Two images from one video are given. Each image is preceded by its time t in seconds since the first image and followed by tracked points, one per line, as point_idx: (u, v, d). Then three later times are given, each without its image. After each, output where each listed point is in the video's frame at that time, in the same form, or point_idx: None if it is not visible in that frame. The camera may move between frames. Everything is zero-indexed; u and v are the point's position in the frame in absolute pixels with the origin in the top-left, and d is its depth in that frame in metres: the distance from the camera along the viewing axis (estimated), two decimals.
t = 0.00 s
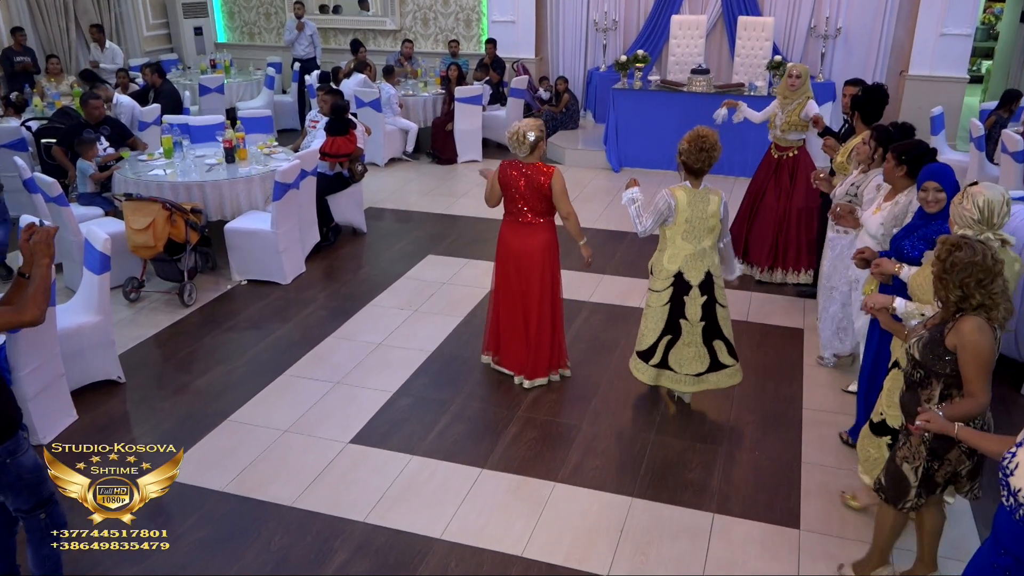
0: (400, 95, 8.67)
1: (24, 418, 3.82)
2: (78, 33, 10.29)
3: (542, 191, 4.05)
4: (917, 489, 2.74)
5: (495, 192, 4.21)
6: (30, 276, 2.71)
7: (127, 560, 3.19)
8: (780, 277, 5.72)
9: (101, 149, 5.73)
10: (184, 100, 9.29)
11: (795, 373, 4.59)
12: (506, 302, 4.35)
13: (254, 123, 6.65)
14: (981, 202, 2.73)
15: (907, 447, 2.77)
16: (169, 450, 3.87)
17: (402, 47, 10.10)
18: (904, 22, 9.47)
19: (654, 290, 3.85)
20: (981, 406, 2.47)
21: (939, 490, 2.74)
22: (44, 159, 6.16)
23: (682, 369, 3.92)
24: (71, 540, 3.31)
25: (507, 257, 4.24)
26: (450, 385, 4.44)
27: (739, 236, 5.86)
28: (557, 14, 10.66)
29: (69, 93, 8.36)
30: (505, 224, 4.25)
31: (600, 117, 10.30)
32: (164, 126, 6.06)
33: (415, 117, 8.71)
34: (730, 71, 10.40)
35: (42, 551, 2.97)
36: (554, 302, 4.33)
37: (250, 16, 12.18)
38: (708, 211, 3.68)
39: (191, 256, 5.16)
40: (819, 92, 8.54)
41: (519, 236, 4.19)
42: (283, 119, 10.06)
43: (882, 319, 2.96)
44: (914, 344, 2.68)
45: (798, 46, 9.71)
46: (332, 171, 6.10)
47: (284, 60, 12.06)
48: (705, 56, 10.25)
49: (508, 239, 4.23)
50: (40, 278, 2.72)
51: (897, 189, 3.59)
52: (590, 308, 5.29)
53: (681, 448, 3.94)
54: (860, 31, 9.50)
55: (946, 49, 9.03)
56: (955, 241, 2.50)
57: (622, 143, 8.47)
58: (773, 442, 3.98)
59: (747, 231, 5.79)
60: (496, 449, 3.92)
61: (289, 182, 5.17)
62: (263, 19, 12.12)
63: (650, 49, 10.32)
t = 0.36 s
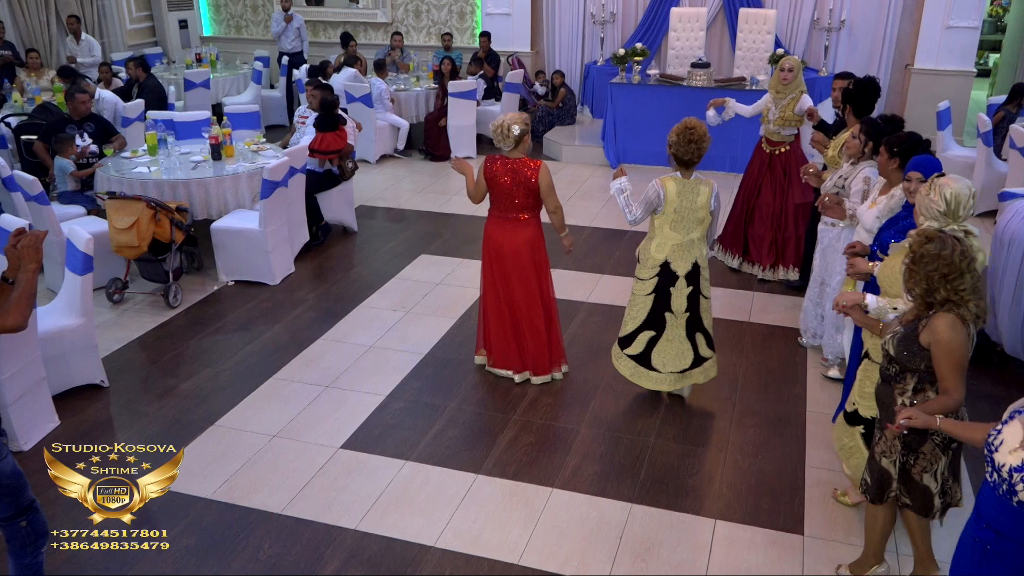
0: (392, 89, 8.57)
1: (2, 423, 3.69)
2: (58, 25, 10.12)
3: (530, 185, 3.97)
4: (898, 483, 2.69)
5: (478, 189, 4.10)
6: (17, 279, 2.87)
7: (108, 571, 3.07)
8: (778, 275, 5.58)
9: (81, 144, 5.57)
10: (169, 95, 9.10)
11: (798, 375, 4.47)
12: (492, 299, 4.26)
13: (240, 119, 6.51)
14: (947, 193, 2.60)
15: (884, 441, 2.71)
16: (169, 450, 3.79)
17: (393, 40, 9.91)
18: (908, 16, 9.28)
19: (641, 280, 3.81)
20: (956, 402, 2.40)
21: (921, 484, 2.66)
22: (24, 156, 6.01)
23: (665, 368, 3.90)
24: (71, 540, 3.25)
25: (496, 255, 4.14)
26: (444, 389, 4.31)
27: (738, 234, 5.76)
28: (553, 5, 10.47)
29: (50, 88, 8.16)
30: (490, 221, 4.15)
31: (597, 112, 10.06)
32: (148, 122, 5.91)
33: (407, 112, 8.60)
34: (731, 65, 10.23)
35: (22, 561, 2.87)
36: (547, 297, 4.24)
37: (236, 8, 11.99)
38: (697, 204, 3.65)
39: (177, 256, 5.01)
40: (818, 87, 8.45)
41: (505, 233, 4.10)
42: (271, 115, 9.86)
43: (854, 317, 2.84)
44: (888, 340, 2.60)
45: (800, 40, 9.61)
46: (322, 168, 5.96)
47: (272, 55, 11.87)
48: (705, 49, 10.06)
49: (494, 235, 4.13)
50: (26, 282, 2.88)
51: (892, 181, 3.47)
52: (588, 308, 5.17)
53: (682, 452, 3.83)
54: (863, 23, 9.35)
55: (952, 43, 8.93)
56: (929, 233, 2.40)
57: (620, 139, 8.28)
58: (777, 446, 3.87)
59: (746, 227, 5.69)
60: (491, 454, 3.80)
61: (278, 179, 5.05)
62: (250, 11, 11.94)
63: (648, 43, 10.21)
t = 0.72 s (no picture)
0: (383, 83, 8.41)
1: None
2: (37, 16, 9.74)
3: (515, 183, 3.87)
4: (898, 478, 2.64)
5: (463, 185, 4.01)
6: None
7: None
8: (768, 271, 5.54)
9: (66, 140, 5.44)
10: (153, 90, 8.86)
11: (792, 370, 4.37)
12: (473, 297, 4.16)
13: (226, 115, 6.38)
14: (926, 182, 2.72)
15: (880, 435, 2.67)
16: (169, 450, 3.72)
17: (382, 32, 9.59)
18: (915, 6, 8.68)
19: (641, 273, 3.71)
20: (942, 389, 2.43)
21: (918, 475, 2.64)
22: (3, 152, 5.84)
23: (667, 353, 3.80)
24: (71, 540, 3.18)
25: (480, 254, 4.05)
26: (437, 392, 4.18)
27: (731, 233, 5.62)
28: None
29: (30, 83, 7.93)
30: (474, 217, 4.06)
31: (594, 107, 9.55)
32: (132, 117, 5.76)
33: (399, 107, 8.48)
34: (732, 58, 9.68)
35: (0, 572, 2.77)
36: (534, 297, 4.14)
37: None
38: (695, 190, 3.55)
39: (161, 256, 4.86)
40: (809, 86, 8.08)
41: (487, 229, 4.01)
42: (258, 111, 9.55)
43: (841, 308, 2.85)
44: (874, 331, 2.63)
45: (802, 32, 9.03)
46: (311, 165, 5.84)
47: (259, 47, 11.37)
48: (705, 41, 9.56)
49: (476, 231, 4.05)
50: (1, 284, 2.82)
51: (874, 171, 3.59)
52: (585, 308, 5.05)
53: (682, 457, 3.71)
54: (868, 14, 8.81)
55: (959, 35, 8.26)
56: (909, 223, 2.44)
57: (617, 135, 7.98)
58: (780, 449, 3.76)
59: (737, 225, 5.55)
60: (486, 460, 3.68)
61: (264, 177, 4.92)
62: (237, 3, 11.46)
63: (646, 37, 9.71)
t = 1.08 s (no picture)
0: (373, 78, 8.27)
1: None
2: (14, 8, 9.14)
3: (499, 182, 3.77)
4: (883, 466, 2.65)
5: (450, 181, 3.91)
6: None
7: None
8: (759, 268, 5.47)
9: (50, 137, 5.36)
10: (137, 85, 8.65)
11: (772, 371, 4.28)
12: (459, 298, 4.06)
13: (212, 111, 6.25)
14: (926, 174, 2.65)
15: (871, 424, 2.64)
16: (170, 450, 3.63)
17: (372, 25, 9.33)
18: None
19: (637, 268, 3.62)
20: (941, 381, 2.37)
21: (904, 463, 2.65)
22: None
23: (670, 349, 3.70)
24: (71, 540, 3.12)
25: (464, 253, 3.95)
26: (429, 396, 4.06)
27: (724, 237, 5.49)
28: None
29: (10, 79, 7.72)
30: (460, 215, 3.96)
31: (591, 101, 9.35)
32: (114, 114, 5.62)
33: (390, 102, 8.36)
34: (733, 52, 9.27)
35: None
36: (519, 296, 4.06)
37: None
38: (690, 185, 3.44)
39: (144, 255, 4.75)
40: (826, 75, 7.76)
41: (473, 228, 3.91)
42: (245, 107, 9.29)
43: (842, 304, 2.82)
44: (875, 323, 2.55)
45: (805, 24, 8.63)
46: (300, 162, 5.71)
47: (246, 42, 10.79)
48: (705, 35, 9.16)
49: (461, 230, 3.95)
50: None
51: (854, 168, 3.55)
52: (582, 310, 4.93)
53: (682, 461, 3.60)
54: (871, 7, 8.41)
55: (966, 28, 8.08)
56: (912, 214, 2.37)
57: (615, 131, 7.88)
58: (782, 454, 3.65)
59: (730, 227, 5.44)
60: (480, 466, 3.56)
61: (252, 174, 4.83)
62: None
63: (645, 29, 9.29)
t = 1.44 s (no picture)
0: (363, 79, 8.18)
1: None
2: None
3: (482, 186, 3.65)
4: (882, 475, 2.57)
5: (439, 184, 3.80)
6: None
7: None
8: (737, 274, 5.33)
9: (30, 139, 5.22)
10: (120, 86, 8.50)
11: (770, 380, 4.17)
12: (445, 304, 3.93)
13: (198, 112, 6.14)
14: (935, 177, 2.59)
15: (867, 430, 2.58)
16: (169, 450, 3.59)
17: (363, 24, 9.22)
18: None
19: (622, 270, 3.51)
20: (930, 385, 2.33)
21: (903, 472, 2.56)
22: None
23: (646, 357, 3.58)
24: (71, 540, 3.08)
25: (450, 259, 3.83)
26: (421, 407, 3.93)
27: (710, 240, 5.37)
28: None
29: None
30: (446, 221, 3.85)
31: (586, 102, 9.25)
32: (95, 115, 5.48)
33: (380, 104, 8.26)
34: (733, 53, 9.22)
35: None
36: (508, 305, 3.92)
37: None
38: (680, 191, 3.33)
39: (127, 263, 4.63)
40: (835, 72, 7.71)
41: (459, 233, 3.79)
42: (231, 108, 9.20)
43: (835, 304, 2.71)
44: (866, 324, 2.51)
45: (807, 23, 8.51)
46: (287, 166, 5.58)
47: (232, 41, 10.66)
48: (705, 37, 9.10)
49: (447, 235, 3.83)
50: None
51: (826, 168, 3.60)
52: (578, 318, 4.81)
53: (682, 473, 3.48)
54: (874, 4, 8.31)
55: (972, 28, 7.97)
56: (910, 214, 2.33)
57: (612, 134, 7.76)
58: (785, 465, 3.53)
59: (714, 228, 5.33)
60: (473, 479, 3.43)
61: (239, 177, 4.71)
62: None
63: (642, 29, 9.19)
